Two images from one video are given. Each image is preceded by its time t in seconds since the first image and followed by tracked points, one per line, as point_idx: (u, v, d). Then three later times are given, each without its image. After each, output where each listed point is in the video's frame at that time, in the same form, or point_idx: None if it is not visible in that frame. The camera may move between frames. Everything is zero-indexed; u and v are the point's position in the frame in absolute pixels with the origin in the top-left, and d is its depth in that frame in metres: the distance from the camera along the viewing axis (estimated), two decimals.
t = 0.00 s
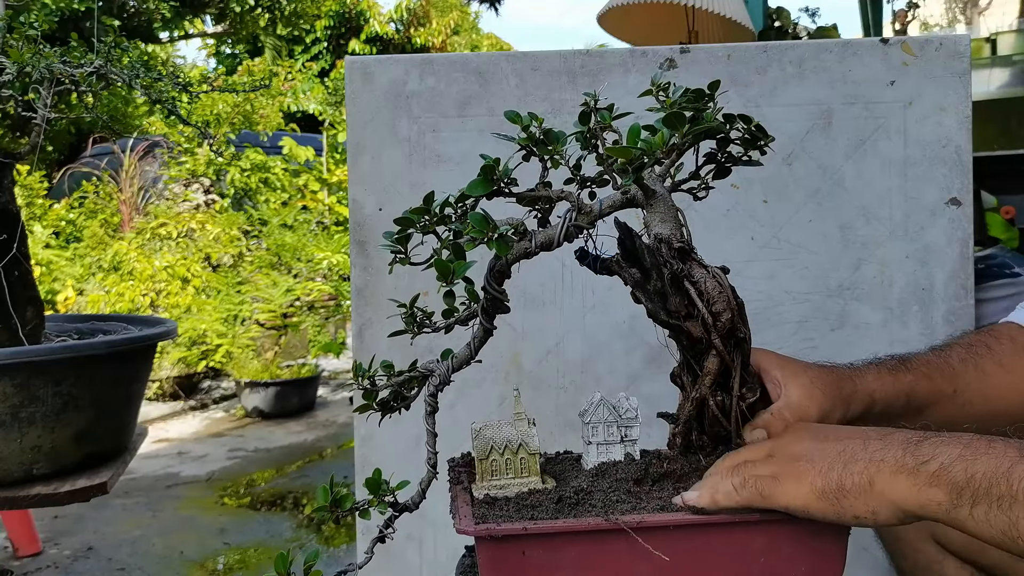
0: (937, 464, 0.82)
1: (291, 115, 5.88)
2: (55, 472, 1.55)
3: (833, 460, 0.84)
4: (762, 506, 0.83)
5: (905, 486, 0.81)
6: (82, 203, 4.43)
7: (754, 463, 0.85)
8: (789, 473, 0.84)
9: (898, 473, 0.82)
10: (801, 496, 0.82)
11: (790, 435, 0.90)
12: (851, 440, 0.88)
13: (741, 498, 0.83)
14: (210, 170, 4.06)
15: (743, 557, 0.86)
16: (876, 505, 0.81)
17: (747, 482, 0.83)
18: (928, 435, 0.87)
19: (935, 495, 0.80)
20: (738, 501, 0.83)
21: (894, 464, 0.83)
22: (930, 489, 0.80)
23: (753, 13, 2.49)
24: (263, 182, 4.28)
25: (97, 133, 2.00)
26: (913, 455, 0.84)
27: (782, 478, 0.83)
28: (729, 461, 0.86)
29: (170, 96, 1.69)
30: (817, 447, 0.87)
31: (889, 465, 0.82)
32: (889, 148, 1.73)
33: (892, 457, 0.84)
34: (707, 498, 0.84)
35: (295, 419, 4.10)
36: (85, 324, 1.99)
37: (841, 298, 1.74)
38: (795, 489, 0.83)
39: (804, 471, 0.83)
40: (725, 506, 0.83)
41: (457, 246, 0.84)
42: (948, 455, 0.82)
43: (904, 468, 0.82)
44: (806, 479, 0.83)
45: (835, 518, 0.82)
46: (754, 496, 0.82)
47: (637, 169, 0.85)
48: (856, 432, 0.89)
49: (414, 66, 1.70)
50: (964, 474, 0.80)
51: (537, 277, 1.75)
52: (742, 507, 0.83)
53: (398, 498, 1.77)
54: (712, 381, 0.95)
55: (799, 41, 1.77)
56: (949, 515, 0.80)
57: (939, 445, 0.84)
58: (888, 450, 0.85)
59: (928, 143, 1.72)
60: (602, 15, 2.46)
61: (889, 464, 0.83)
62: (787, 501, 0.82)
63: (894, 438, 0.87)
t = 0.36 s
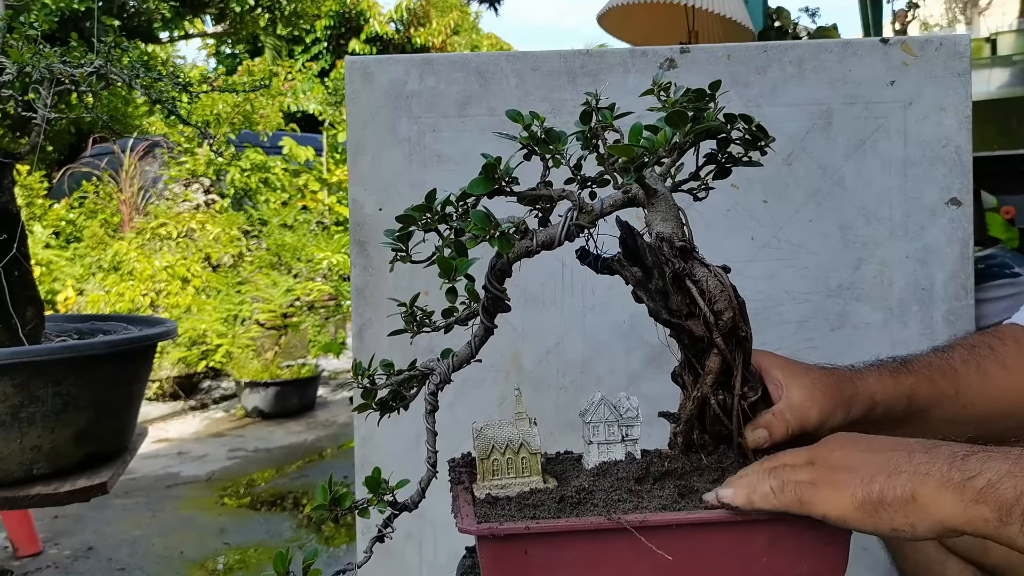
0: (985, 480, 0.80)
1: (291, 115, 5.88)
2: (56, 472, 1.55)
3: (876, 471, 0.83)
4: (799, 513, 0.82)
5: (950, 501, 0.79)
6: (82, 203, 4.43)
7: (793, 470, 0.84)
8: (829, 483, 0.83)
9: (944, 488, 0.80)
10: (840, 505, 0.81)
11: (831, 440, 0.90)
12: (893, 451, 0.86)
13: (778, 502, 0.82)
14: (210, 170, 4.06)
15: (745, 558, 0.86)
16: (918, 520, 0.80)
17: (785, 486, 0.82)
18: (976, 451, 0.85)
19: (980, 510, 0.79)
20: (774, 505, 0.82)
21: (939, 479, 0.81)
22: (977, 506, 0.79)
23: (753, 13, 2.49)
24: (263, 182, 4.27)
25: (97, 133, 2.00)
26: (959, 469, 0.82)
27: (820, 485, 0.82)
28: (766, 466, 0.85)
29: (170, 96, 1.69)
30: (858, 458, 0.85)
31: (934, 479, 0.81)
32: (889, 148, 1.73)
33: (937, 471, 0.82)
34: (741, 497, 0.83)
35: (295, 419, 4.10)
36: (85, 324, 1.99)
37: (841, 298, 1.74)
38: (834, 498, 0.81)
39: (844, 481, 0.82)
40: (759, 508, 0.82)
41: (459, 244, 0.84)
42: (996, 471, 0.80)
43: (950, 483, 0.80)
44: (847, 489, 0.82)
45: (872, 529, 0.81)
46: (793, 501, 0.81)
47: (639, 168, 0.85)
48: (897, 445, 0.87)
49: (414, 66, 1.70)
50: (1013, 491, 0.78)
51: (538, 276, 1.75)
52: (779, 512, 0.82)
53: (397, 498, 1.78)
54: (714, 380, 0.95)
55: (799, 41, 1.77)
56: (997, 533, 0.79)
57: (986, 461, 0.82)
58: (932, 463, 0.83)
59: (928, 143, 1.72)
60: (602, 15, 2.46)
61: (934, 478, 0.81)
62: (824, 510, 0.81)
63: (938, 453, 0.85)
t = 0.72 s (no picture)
0: (1010, 495, 0.82)
1: (291, 115, 5.88)
2: (56, 472, 1.55)
3: (903, 478, 0.85)
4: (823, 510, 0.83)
5: (973, 513, 0.81)
6: (82, 203, 4.43)
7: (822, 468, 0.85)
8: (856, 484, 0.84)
9: (970, 503, 0.82)
10: (865, 507, 0.82)
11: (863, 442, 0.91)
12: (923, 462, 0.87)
13: (804, 498, 0.83)
14: (210, 170, 4.06)
15: (745, 558, 0.86)
16: (941, 530, 0.82)
17: (811, 482, 0.83)
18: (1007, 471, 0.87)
19: (1004, 523, 0.80)
20: (799, 501, 0.83)
21: (967, 494, 0.83)
22: (1001, 520, 0.80)
23: (753, 13, 2.49)
24: (263, 182, 4.28)
25: (97, 133, 2.00)
26: (985, 486, 0.84)
27: (846, 485, 0.84)
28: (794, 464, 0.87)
29: (170, 96, 1.69)
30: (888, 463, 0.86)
31: (963, 493, 0.83)
32: (889, 148, 1.73)
33: (965, 485, 0.84)
34: (768, 492, 0.84)
35: (295, 419, 4.10)
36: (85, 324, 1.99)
37: (841, 298, 1.75)
38: (860, 498, 0.83)
39: (871, 483, 0.84)
40: (785, 503, 0.83)
41: (458, 245, 0.84)
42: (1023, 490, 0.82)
43: (978, 498, 0.82)
44: (874, 491, 0.83)
45: (895, 533, 0.82)
46: (818, 498, 0.82)
47: (637, 168, 0.85)
48: (925, 458, 0.89)
49: (414, 66, 1.70)
50: None
51: (537, 276, 1.75)
52: (804, 507, 0.83)
53: (397, 498, 1.78)
54: (712, 380, 0.95)
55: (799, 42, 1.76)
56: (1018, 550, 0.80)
57: (1012, 481, 0.84)
58: (959, 478, 0.85)
59: (928, 143, 1.72)
60: (602, 14, 2.46)
61: (963, 492, 0.83)
62: (849, 509, 0.82)
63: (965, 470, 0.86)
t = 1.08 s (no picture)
0: None
1: (291, 115, 5.89)
2: (56, 472, 1.55)
3: (924, 469, 0.86)
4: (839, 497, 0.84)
5: (995, 507, 0.84)
6: (82, 203, 4.43)
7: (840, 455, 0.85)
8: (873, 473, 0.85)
9: (990, 496, 0.84)
10: (885, 496, 0.84)
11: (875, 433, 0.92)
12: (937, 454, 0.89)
13: (820, 484, 0.83)
14: (210, 170, 4.06)
15: (746, 558, 0.86)
16: (959, 523, 0.84)
17: (827, 469, 0.83)
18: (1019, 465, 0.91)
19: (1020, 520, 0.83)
20: (815, 487, 0.83)
21: (988, 486, 0.85)
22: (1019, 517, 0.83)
23: (753, 13, 2.49)
24: (263, 182, 4.28)
25: (97, 132, 2.00)
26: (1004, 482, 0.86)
27: (865, 475, 0.84)
28: (812, 452, 0.86)
29: (170, 96, 1.69)
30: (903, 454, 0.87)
31: (982, 488, 0.85)
32: (889, 148, 1.73)
33: (985, 480, 0.86)
34: (784, 477, 0.84)
35: (295, 419, 4.10)
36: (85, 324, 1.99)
37: (841, 298, 1.74)
38: (879, 487, 0.84)
39: (891, 473, 0.85)
40: (801, 488, 0.83)
41: (460, 240, 0.83)
42: None
43: (997, 492, 0.85)
44: (893, 480, 0.85)
45: (913, 522, 0.84)
46: (834, 485, 0.82)
47: (639, 168, 0.85)
48: (945, 451, 0.90)
49: (414, 66, 1.70)
50: None
51: (538, 276, 1.75)
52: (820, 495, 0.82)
53: (397, 498, 1.78)
54: (713, 379, 0.95)
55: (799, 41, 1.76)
56: None
57: None
58: (975, 472, 0.87)
59: (928, 143, 1.72)
60: (602, 14, 2.46)
61: (983, 487, 0.85)
62: (867, 497, 0.83)
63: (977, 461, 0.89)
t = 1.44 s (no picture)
0: None
1: (290, 114, 5.89)
2: (56, 471, 1.55)
3: (930, 448, 0.86)
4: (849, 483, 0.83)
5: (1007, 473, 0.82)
6: (82, 203, 4.43)
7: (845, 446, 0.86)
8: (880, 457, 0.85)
9: (999, 466, 0.83)
10: (894, 477, 0.83)
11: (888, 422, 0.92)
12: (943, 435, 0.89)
13: (826, 470, 0.83)
14: (210, 170, 4.06)
15: (744, 558, 0.86)
16: (973, 497, 0.82)
17: (831, 455, 0.84)
18: None
19: None
20: (822, 475, 0.83)
21: (996, 459, 0.84)
22: None
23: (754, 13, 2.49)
24: (263, 182, 4.28)
25: (97, 132, 2.00)
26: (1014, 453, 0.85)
27: (872, 460, 0.85)
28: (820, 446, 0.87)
29: (170, 96, 1.69)
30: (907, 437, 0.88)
31: (990, 460, 0.84)
32: (889, 148, 1.73)
33: (993, 453, 0.85)
34: (790, 470, 0.85)
35: (295, 419, 4.10)
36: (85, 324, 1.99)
37: (841, 298, 1.74)
38: (887, 470, 0.84)
39: (897, 455, 0.85)
40: (806, 478, 0.84)
41: (459, 242, 0.84)
42: None
43: (1005, 463, 0.83)
44: (900, 462, 0.84)
45: (925, 502, 0.83)
46: (841, 469, 0.83)
47: (638, 168, 0.85)
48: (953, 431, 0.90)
49: (414, 66, 1.70)
50: None
51: (537, 276, 1.75)
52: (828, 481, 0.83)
53: (397, 497, 1.78)
54: (712, 379, 0.95)
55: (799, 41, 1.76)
56: None
57: None
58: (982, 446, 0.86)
59: (928, 143, 1.72)
60: (602, 15, 2.46)
61: (989, 460, 0.84)
62: (877, 481, 0.83)
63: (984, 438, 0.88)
